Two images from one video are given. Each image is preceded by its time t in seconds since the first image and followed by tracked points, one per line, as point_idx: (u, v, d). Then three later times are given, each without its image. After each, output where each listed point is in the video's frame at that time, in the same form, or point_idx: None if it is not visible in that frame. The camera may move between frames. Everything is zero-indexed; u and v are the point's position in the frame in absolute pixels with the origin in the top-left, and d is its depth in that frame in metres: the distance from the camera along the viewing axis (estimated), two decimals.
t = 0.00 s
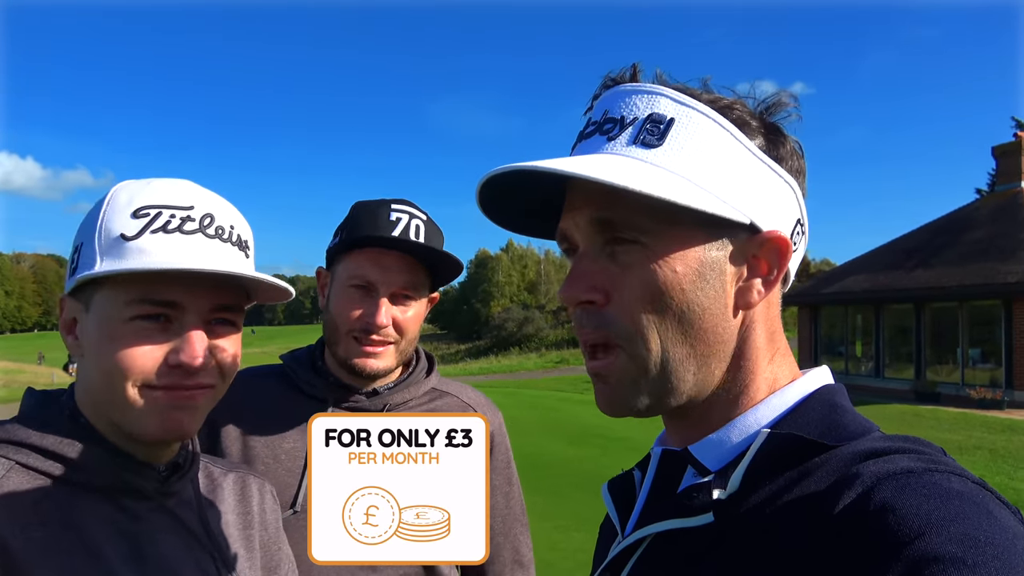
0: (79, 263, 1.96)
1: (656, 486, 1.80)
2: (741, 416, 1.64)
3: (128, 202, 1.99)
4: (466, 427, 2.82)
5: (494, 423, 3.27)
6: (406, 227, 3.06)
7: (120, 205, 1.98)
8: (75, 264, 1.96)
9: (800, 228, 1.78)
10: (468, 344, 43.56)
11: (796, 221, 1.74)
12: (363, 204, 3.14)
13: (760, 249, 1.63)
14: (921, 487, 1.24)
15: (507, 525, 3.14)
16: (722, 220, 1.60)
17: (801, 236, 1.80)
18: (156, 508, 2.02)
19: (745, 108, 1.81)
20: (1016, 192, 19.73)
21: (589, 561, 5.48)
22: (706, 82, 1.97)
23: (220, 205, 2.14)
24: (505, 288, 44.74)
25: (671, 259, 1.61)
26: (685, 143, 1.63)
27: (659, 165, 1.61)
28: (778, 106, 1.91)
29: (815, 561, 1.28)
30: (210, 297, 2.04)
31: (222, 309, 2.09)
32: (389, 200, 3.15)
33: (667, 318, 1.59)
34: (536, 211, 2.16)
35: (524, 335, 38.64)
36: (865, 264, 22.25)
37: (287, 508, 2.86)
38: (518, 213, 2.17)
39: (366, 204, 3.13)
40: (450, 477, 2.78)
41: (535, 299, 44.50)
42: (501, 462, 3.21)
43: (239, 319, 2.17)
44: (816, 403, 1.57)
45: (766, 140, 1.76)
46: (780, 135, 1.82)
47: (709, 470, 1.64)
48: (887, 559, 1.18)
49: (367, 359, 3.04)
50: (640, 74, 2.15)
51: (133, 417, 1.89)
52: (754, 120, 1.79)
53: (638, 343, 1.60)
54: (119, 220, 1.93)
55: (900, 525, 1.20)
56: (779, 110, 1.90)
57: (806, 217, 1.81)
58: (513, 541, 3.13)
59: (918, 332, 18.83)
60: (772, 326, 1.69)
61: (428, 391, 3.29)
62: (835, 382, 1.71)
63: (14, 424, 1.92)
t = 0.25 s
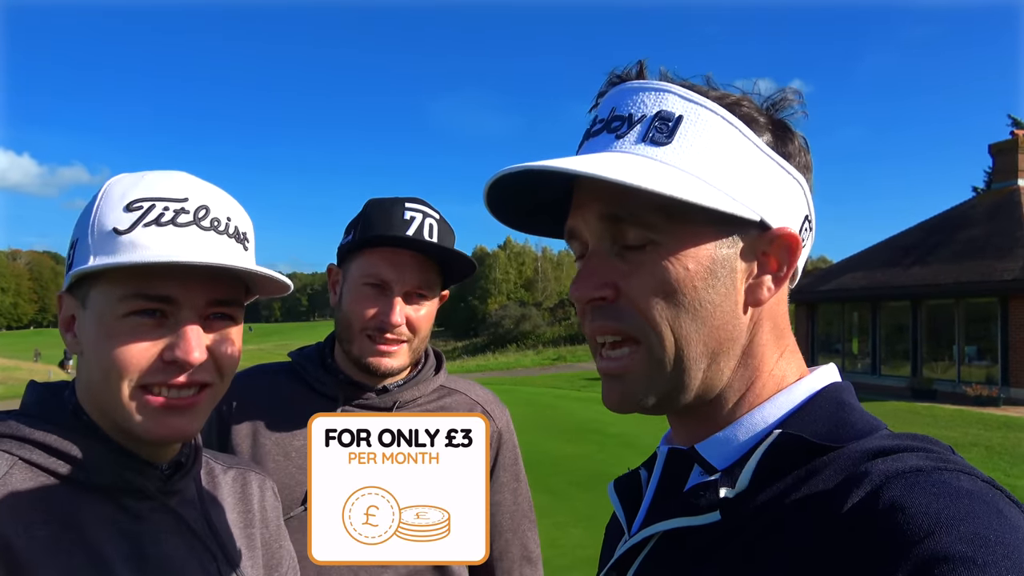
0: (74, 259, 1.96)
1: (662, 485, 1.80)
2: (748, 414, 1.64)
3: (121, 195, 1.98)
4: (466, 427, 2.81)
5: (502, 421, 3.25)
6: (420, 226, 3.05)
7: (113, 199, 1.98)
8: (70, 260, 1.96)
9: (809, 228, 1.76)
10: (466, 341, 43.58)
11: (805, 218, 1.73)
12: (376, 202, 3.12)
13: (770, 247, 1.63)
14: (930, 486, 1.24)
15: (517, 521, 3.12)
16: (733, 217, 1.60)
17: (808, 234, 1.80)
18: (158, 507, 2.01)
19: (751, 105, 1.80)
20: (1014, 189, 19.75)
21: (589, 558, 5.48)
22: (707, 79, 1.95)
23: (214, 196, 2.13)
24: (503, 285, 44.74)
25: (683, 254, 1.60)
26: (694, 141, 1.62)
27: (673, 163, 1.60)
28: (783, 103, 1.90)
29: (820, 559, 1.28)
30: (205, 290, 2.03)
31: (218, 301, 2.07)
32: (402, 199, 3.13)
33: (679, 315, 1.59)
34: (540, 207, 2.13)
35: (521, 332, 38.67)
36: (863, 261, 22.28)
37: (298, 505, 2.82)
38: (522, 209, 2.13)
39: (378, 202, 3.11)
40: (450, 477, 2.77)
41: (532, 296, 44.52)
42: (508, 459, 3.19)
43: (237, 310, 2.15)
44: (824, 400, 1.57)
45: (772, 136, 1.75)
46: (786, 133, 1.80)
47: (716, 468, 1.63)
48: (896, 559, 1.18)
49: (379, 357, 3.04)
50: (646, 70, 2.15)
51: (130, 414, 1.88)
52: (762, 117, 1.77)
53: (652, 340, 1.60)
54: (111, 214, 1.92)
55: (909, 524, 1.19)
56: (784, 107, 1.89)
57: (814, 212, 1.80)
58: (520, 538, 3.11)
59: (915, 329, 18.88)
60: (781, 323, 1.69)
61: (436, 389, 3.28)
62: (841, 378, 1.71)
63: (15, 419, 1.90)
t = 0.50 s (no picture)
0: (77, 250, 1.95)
1: (658, 486, 1.81)
2: (743, 417, 1.65)
3: (125, 185, 1.97)
4: (466, 427, 2.83)
5: (501, 418, 3.25)
6: (422, 220, 3.05)
7: (116, 189, 1.97)
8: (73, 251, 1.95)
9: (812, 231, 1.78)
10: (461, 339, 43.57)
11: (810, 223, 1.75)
12: (378, 195, 3.12)
13: (787, 251, 1.70)
14: (922, 489, 1.25)
15: (515, 518, 3.13)
16: (765, 213, 1.62)
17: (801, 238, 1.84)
18: (158, 501, 2.01)
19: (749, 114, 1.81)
20: (1007, 194, 19.87)
21: (582, 557, 5.50)
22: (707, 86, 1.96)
23: (219, 187, 2.11)
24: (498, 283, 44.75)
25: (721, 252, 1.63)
26: (734, 144, 1.57)
27: (711, 160, 1.54)
28: (775, 120, 1.91)
29: (814, 560, 1.29)
30: (208, 281, 2.02)
31: (222, 294, 2.07)
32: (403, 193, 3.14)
33: (722, 314, 1.60)
34: (546, 215, 2.08)
35: (516, 331, 38.68)
36: (857, 264, 22.38)
37: (297, 498, 2.79)
38: (531, 218, 2.05)
39: (381, 195, 3.11)
40: (450, 477, 2.79)
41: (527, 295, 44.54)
42: (507, 456, 3.19)
43: (240, 304, 2.14)
44: (817, 405, 1.58)
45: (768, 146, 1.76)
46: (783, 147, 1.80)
47: (711, 472, 1.64)
48: (887, 561, 1.19)
49: (380, 350, 3.03)
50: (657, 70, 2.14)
51: (129, 408, 1.88)
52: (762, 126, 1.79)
53: (698, 339, 1.59)
54: (114, 205, 1.91)
55: (901, 526, 1.20)
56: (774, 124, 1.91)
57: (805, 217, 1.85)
58: (519, 535, 3.11)
59: (908, 333, 18.97)
60: (781, 329, 1.74)
61: (434, 385, 3.26)
62: (834, 384, 1.71)
63: (14, 411, 1.88)
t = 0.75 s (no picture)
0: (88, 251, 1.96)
1: (652, 485, 1.82)
2: (737, 418, 1.66)
3: (137, 186, 1.98)
4: (466, 427, 2.83)
5: (503, 419, 3.27)
6: (423, 219, 3.06)
7: (127, 189, 1.98)
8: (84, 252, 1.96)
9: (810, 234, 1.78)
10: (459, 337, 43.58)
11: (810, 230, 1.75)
12: (379, 194, 3.13)
13: (790, 255, 1.71)
14: (916, 491, 1.26)
15: (516, 518, 3.14)
16: (772, 215, 1.63)
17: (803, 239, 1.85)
18: (169, 499, 2.02)
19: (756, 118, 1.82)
20: (1005, 195, 19.91)
21: (578, 554, 5.54)
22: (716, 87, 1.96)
23: (230, 188, 2.12)
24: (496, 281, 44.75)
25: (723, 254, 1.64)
26: (741, 144, 1.58)
27: (720, 160, 1.55)
28: (784, 121, 1.92)
29: (809, 561, 1.30)
30: (219, 282, 2.03)
31: (233, 295, 2.07)
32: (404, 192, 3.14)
33: (722, 316, 1.61)
34: (555, 211, 2.08)
35: (514, 328, 38.70)
36: (855, 264, 22.41)
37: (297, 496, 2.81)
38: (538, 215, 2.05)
39: (382, 194, 3.12)
40: (449, 477, 2.79)
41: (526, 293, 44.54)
42: (508, 456, 3.21)
43: (250, 304, 2.15)
44: (811, 408, 1.59)
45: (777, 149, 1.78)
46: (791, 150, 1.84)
47: (705, 473, 1.66)
48: (882, 563, 1.20)
49: (380, 349, 3.04)
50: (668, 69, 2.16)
51: (140, 407, 1.89)
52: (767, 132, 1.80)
53: (699, 341, 1.60)
54: (126, 205, 1.92)
55: (895, 529, 1.22)
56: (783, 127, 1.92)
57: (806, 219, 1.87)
58: (520, 534, 3.13)
59: (905, 333, 19.01)
60: (780, 332, 1.75)
61: (436, 383, 3.28)
62: (827, 387, 1.73)
63: (28, 407, 1.85)
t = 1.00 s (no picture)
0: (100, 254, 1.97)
1: (649, 479, 1.84)
2: (730, 412, 1.67)
3: (148, 189, 1.99)
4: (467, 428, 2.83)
5: (506, 416, 3.28)
6: (424, 218, 3.07)
7: (139, 193, 1.99)
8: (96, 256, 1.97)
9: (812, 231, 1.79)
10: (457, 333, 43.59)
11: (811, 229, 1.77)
12: (380, 194, 3.13)
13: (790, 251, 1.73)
14: (907, 483, 1.28)
15: (519, 515, 3.15)
16: (775, 209, 1.65)
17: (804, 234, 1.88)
18: (180, 495, 2.04)
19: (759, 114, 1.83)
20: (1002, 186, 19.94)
21: (579, 549, 5.57)
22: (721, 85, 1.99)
23: (238, 190, 2.13)
24: (495, 277, 44.75)
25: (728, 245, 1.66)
26: (749, 137, 1.60)
27: (727, 150, 1.56)
28: (789, 119, 1.95)
29: (804, 553, 1.32)
30: (231, 281, 2.04)
31: (243, 295, 2.09)
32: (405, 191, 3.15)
33: (727, 305, 1.63)
34: (559, 200, 2.09)
35: (513, 325, 38.71)
36: (853, 257, 22.44)
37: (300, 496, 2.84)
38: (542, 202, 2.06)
39: (383, 194, 3.13)
40: (449, 478, 2.79)
41: (524, 289, 44.55)
42: (512, 454, 3.23)
43: (259, 304, 2.17)
44: (802, 400, 1.61)
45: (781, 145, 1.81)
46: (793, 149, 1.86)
47: (699, 468, 1.67)
48: (874, 555, 1.22)
49: (384, 347, 3.06)
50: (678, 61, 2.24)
51: (151, 405, 1.90)
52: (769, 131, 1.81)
53: (703, 329, 1.62)
54: (137, 207, 1.94)
55: (887, 521, 1.23)
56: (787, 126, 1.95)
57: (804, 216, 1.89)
58: (524, 531, 3.15)
59: (904, 325, 19.05)
60: (778, 326, 1.78)
61: (439, 382, 3.28)
62: (821, 379, 1.75)
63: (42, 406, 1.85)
